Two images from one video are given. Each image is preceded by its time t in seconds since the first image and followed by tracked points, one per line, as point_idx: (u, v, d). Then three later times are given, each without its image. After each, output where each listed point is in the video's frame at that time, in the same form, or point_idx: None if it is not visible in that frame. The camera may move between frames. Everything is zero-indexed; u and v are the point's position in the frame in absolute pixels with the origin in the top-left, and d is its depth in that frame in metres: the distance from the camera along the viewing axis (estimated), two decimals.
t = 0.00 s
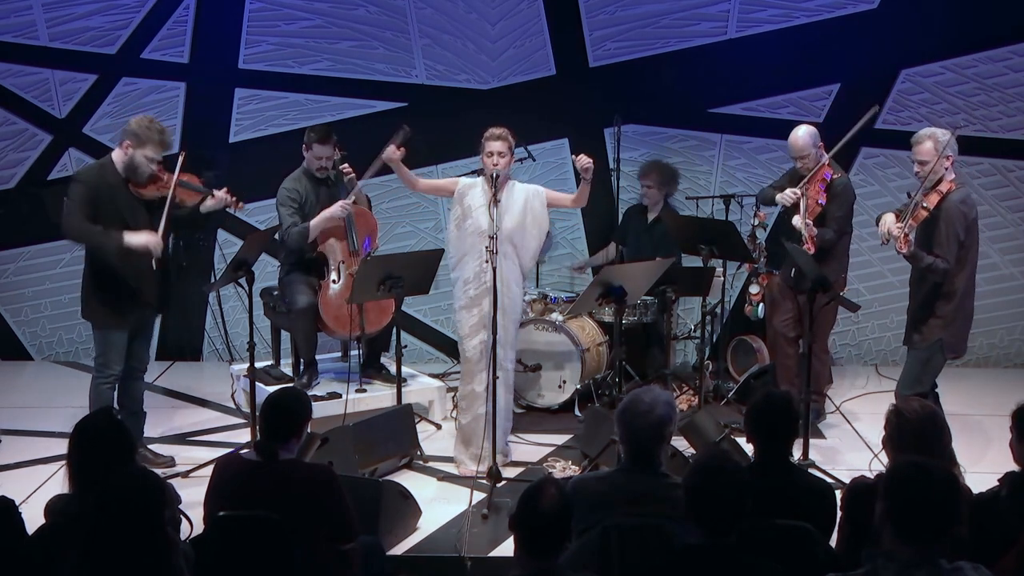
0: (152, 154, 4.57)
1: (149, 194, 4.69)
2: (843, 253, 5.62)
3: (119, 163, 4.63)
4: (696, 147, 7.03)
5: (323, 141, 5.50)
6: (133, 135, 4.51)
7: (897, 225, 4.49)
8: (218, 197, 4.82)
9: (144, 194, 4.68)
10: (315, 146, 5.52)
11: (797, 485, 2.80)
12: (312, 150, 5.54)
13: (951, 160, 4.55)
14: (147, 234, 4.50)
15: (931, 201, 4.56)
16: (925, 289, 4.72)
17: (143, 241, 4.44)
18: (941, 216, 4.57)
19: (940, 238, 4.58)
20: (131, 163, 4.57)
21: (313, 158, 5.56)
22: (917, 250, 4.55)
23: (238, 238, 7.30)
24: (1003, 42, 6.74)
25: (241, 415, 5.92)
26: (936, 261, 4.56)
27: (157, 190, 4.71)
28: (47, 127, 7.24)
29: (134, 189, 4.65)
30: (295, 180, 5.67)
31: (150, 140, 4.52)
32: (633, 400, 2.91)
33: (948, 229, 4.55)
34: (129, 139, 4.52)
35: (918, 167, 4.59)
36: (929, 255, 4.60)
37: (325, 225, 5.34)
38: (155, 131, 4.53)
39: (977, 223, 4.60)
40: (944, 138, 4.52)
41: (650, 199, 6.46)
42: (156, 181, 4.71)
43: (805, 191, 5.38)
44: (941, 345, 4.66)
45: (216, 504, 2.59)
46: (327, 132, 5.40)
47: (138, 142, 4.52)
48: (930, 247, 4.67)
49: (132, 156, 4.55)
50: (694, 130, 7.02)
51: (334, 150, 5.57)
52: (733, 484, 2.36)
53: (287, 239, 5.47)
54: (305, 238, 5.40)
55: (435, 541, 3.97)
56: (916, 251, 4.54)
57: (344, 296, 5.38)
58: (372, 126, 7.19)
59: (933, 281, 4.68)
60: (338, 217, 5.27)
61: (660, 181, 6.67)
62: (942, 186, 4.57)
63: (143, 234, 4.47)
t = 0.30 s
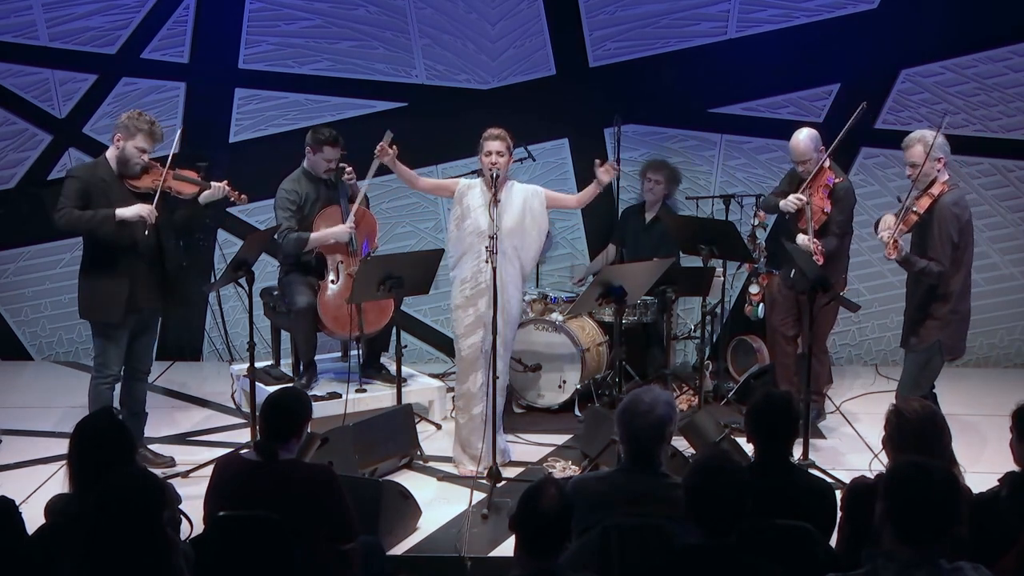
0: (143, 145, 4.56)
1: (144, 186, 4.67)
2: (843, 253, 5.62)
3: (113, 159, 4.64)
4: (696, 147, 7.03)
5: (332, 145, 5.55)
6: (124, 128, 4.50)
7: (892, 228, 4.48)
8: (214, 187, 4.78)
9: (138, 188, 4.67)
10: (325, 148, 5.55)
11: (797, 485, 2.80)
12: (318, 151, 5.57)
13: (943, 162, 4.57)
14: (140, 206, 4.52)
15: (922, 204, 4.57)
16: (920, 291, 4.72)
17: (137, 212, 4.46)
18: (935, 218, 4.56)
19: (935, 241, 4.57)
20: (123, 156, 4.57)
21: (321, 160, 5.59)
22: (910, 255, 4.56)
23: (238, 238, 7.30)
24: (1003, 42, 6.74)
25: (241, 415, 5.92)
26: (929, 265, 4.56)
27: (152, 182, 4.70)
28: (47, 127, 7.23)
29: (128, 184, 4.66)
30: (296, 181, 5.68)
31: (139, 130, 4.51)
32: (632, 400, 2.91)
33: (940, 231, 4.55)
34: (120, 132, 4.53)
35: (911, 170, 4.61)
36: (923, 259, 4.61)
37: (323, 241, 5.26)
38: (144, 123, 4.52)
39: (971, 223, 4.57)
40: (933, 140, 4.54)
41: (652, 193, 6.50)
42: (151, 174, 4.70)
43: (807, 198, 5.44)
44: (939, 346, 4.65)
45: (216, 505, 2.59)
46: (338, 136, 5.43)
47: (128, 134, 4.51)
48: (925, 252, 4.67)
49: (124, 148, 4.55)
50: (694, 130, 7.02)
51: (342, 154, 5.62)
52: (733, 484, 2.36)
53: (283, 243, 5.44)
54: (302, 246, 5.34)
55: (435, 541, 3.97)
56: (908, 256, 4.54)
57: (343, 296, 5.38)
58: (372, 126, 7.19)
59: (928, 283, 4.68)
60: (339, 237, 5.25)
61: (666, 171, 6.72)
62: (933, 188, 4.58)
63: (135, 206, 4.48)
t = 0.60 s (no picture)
0: (148, 150, 4.57)
1: (145, 191, 4.70)
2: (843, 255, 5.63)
3: (116, 160, 4.64)
4: (696, 147, 7.03)
5: (325, 140, 5.53)
6: (130, 131, 4.51)
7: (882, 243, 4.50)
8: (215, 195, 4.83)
9: (140, 191, 4.69)
10: (318, 144, 5.54)
11: (797, 485, 2.80)
12: (312, 147, 5.56)
13: (936, 167, 4.55)
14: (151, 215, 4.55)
15: (915, 212, 4.57)
16: (916, 296, 4.70)
17: (148, 222, 4.49)
18: (930, 224, 4.56)
19: (931, 248, 4.57)
20: (128, 159, 4.58)
21: (315, 157, 5.58)
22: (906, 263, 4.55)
23: (238, 239, 7.29)
24: (1003, 42, 6.74)
25: (241, 415, 5.92)
26: (927, 273, 4.55)
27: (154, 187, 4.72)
28: (47, 127, 7.23)
29: (130, 186, 4.67)
30: (294, 179, 5.66)
31: (146, 135, 4.53)
32: (632, 400, 2.92)
33: (936, 237, 4.54)
34: (127, 135, 4.54)
35: (902, 176, 4.61)
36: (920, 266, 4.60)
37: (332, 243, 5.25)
38: (152, 128, 4.53)
39: (966, 226, 4.57)
40: (923, 146, 4.53)
41: (653, 201, 6.42)
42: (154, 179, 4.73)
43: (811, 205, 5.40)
44: (939, 348, 4.64)
45: (216, 505, 2.58)
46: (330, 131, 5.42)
47: (135, 137, 4.53)
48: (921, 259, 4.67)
49: (129, 152, 4.56)
50: (694, 130, 7.02)
51: (336, 148, 5.60)
52: (733, 484, 2.36)
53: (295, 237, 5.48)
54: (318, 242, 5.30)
55: (435, 541, 3.98)
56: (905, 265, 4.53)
57: (344, 296, 5.40)
58: (372, 126, 7.19)
59: (926, 289, 4.66)
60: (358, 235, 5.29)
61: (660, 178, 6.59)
62: (927, 195, 4.57)
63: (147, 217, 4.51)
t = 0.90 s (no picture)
0: (166, 171, 4.57)
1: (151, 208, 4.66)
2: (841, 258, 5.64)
3: (132, 171, 4.61)
4: (696, 147, 7.03)
5: (336, 146, 5.55)
6: (154, 148, 4.51)
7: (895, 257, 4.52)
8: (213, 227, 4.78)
9: (146, 206, 4.66)
10: (329, 150, 5.55)
11: (797, 485, 2.80)
12: (321, 152, 5.55)
13: (929, 175, 4.60)
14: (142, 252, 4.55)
15: (920, 224, 4.62)
16: (923, 299, 4.68)
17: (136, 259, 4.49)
18: (934, 233, 4.55)
19: (937, 256, 4.55)
20: (144, 175, 4.56)
21: (324, 161, 5.57)
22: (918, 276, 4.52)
23: (238, 239, 7.29)
24: (1003, 42, 6.74)
25: (241, 415, 5.92)
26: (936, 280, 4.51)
27: (160, 207, 4.68)
28: (47, 127, 7.23)
29: (138, 198, 4.63)
30: (295, 180, 5.68)
31: (168, 157, 4.53)
32: (632, 400, 2.92)
33: (941, 245, 4.52)
34: (149, 151, 4.52)
35: (900, 188, 4.65)
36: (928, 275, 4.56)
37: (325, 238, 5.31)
38: (174, 150, 4.54)
39: (968, 230, 4.55)
40: (916, 157, 4.56)
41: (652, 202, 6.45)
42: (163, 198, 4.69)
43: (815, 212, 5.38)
44: (942, 351, 4.63)
45: (216, 504, 2.58)
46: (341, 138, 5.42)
47: (157, 156, 4.52)
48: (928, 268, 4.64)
49: (149, 168, 4.55)
50: (694, 130, 7.02)
51: (344, 154, 5.63)
52: (733, 484, 2.36)
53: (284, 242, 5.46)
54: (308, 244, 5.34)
55: (435, 541, 3.98)
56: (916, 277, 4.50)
57: (344, 296, 5.38)
58: (372, 126, 7.19)
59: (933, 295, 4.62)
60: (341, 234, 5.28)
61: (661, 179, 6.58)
62: (927, 205, 4.61)
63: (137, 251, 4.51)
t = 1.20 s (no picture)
0: (142, 150, 4.56)
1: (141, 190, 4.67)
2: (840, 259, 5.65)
3: (111, 162, 4.60)
4: (696, 147, 7.03)
5: (337, 155, 5.52)
6: (121, 132, 4.49)
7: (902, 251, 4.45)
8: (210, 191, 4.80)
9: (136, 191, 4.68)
10: (330, 158, 5.52)
11: (797, 485, 2.80)
12: (321, 160, 5.54)
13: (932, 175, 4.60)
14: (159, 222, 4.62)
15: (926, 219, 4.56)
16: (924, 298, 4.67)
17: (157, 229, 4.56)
18: (940, 232, 4.52)
19: (942, 255, 4.52)
20: (123, 161, 4.56)
21: (324, 167, 5.57)
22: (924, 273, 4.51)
23: (238, 239, 7.29)
24: (1003, 42, 6.74)
25: (241, 415, 5.92)
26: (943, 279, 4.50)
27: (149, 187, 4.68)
28: (47, 127, 7.23)
29: (126, 186, 4.66)
30: (296, 183, 5.69)
31: (139, 136, 4.51)
32: (633, 400, 2.92)
33: (947, 244, 4.50)
34: (118, 136, 4.51)
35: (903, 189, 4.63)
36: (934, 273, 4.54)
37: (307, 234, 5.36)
38: (144, 128, 4.52)
39: (974, 230, 4.55)
40: (917, 156, 4.58)
41: (659, 193, 6.41)
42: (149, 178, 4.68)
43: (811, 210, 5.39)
44: (942, 352, 4.64)
45: (216, 505, 2.58)
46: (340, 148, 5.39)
47: (127, 138, 4.50)
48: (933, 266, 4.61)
49: (123, 153, 4.53)
50: (694, 130, 7.02)
51: (345, 163, 5.60)
52: (733, 484, 2.36)
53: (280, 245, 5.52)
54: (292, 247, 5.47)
55: (435, 541, 3.98)
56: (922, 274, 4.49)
57: (343, 296, 5.37)
58: (372, 126, 7.19)
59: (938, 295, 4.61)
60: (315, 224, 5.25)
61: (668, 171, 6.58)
62: (933, 201, 4.56)
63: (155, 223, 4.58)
